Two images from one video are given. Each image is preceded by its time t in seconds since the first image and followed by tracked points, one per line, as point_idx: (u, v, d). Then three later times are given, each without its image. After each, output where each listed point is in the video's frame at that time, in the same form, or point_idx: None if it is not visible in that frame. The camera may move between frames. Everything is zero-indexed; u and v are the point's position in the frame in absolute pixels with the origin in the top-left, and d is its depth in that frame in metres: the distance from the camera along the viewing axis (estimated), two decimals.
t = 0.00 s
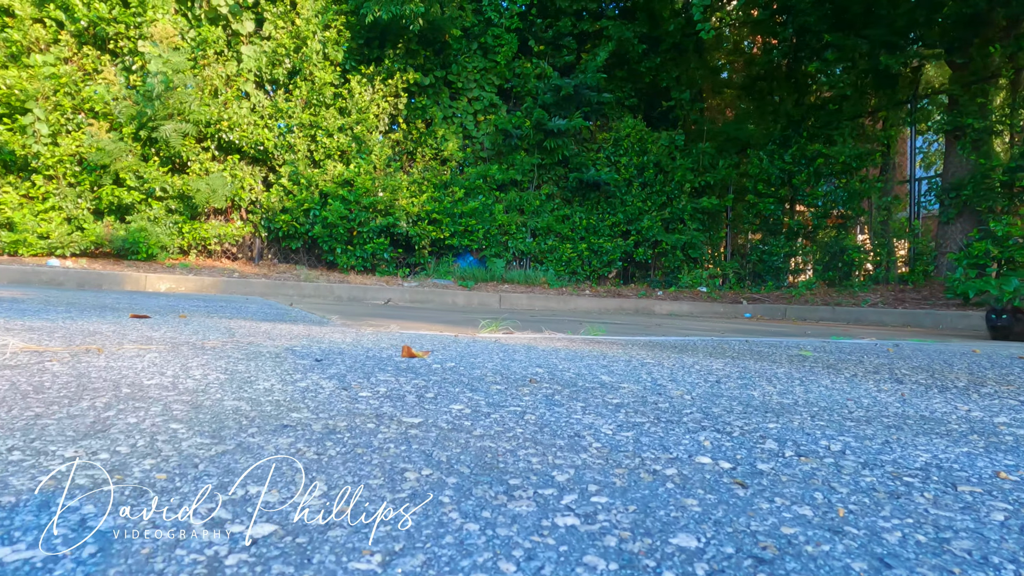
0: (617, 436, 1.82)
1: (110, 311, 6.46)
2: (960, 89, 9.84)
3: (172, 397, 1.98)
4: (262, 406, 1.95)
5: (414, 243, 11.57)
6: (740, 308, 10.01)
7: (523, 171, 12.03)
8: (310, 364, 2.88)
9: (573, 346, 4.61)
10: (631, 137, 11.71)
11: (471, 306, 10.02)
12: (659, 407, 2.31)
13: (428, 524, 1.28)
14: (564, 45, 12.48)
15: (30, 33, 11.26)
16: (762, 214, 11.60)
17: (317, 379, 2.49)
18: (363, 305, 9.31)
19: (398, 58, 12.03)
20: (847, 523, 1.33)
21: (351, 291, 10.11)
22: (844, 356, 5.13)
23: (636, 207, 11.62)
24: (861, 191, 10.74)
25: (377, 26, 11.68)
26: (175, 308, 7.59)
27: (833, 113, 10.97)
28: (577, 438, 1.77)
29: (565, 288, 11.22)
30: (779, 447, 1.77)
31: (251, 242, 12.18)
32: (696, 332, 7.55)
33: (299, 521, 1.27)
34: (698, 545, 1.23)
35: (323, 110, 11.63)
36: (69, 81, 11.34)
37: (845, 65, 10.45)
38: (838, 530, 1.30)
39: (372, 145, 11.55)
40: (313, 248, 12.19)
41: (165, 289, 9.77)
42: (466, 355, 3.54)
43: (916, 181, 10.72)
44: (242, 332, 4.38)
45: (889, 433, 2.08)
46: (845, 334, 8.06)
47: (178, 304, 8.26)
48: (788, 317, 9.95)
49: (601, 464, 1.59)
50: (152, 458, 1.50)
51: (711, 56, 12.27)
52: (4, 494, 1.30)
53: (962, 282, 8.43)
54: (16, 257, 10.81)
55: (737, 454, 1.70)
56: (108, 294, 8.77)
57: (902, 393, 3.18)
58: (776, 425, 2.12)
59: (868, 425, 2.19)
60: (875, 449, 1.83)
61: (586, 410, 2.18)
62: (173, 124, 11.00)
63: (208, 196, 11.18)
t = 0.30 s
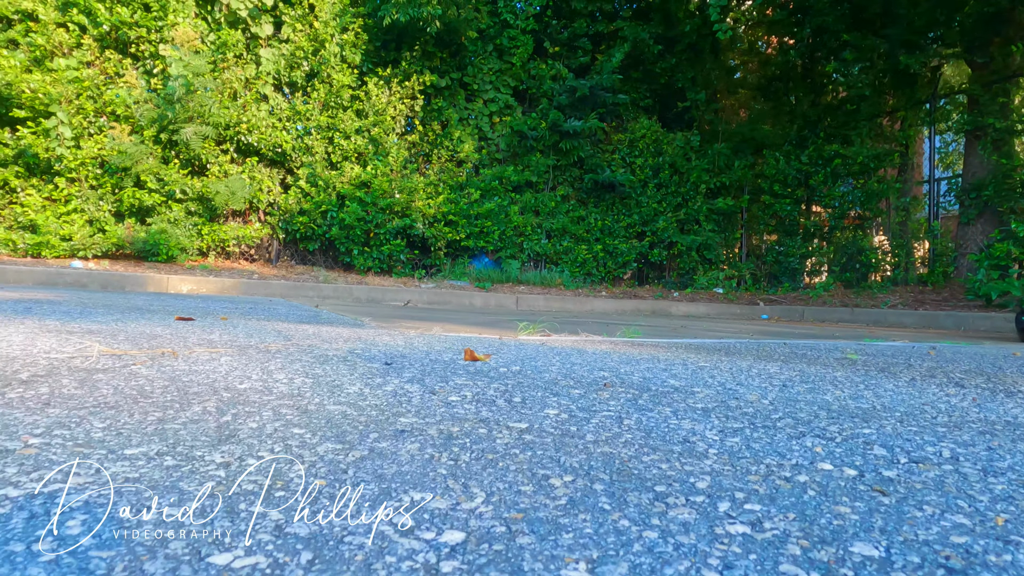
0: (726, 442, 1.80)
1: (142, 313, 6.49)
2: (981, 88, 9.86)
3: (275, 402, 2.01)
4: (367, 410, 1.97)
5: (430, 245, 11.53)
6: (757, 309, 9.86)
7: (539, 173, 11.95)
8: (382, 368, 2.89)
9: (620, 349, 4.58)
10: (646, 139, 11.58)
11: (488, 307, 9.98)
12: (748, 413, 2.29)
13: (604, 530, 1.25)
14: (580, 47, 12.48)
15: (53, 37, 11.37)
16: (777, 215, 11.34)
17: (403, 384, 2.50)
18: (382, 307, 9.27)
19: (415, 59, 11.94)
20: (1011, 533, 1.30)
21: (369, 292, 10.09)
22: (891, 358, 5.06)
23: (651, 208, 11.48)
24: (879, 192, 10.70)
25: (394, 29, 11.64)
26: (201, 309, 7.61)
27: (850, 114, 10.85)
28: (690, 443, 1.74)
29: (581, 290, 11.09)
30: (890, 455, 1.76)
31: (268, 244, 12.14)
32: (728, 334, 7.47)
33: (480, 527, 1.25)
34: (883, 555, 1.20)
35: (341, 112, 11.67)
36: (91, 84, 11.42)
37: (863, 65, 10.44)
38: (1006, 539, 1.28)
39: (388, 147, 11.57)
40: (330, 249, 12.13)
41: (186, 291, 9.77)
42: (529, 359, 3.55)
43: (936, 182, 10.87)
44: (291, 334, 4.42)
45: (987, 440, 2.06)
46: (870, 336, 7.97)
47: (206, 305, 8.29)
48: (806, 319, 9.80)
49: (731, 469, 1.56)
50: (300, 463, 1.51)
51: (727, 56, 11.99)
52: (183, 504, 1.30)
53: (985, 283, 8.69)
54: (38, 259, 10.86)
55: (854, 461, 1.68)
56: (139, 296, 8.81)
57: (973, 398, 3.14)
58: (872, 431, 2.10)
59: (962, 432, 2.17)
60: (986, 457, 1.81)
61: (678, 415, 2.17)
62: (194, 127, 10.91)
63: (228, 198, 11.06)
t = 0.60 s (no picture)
0: (813, 444, 1.79)
1: (172, 314, 6.53)
2: (1004, 87, 9.69)
3: (356, 403, 2.03)
4: (449, 412, 1.98)
5: (446, 246, 11.55)
6: (775, 311, 9.78)
7: (554, 174, 11.94)
8: (443, 370, 2.89)
9: (659, 351, 4.56)
10: (663, 138, 11.61)
11: (506, 308, 9.96)
12: (819, 415, 2.28)
13: (744, 533, 1.26)
14: (595, 47, 12.36)
15: (77, 42, 11.49)
16: (796, 216, 11.30)
17: (478, 386, 2.52)
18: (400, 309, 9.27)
19: (432, 61, 11.99)
20: None
21: (387, 293, 10.11)
22: (934, 360, 5.00)
23: (667, 208, 11.42)
24: (898, 192, 10.62)
25: (411, 31, 11.82)
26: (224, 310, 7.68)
27: (868, 113, 10.91)
28: (782, 446, 1.74)
29: (598, 291, 11.04)
30: (981, 458, 1.75)
31: (287, 245, 12.18)
32: (751, 335, 7.44)
33: (624, 530, 1.25)
34: None
35: (358, 115, 11.77)
36: (114, 88, 11.44)
37: (883, 64, 10.57)
38: None
39: (405, 148, 11.65)
40: (347, 250, 12.10)
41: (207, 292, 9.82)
42: (580, 360, 3.55)
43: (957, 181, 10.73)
44: (333, 335, 4.45)
45: None
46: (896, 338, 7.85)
47: (232, 306, 8.37)
48: (825, 320, 9.69)
49: (836, 473, 1.56)
50: (417, 465, 1.52)
51: (742, 55, 11.85)
52: (331, 506, 1.32)
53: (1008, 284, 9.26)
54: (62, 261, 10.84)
55: (950, 464, 1.68)
56: (168, 297, 8.92)
57: None
58: (952, 434, 2.08)
59: None
60: None
61: (753, 417, 2.17)
62: (215, 130, 11.19)
63: (246, 200, 11.22)
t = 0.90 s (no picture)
0: (910, 448, 1.81)
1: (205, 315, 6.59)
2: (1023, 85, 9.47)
3: (446, 406, 2.06)
4: (540, 416, 2.00)
5: (463, 247, 11.58)
6: (793, 311, 9.72)
7: (571, 175, 11.86)
8: (508, 372, 2.91)
9: (699, 353, 4.55)
10: (679, 139, 11.55)
11: (524, 310, 9.93)
12: (897, 419, 2.29)
13: (896, 538, 1.28)
14: (611, 48, 12.38)
15: (101, 46, 11.48)
16: (814, 216, 11.27)
17: (569, 389, 2.56)
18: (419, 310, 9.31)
19: (447, 63, 12.07)
20: None
21: (406, 294, 10.15)
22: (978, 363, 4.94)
23: (683, 209, 11.39)
24: (918, 191, 10.52)
25: (428, 33, 11.84)
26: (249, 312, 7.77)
27: (887, 113, 10.86)
28: (881, 450, 1.77)
29: (615, 292, 11.06)
30: None
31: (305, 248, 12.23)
32: (775, 336, 7.47)
33: (779, 534, 1.28)
34: None
35: (376, 116, 11.74)
36: (137, 92, 11.45)
37: (902, 63, 10.38)
38: None
39: (422, 150, 11.65)
40: (366, 252, 12.12)
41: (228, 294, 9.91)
42: (632, 362, 3.54)
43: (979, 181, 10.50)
44: (377, 337, 4.47)
45: None
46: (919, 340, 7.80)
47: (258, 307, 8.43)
48: (844, 321, 9.62)
49: (950, 477, 1.59)
50: (543, 469, 1.55)
51: (758, 55, 11.84)
52: (488, 509, 1.34)
53: None
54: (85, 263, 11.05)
55: None
56: (195, 299, 8.98)
57: None
58: None
59: None
60: None
61: (832, 421, 2.18)
62: (235, 132, 11.05)
63: (267, 203, 11.16)
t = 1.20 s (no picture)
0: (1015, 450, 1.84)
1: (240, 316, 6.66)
2: None
3: (547, 407, 2.06)
4: (640, 417, 2.01)
5: (477, 248, 11.57)
6: (808, 312, 9.69)
7: (585, 175, 11.80)
8: (579, 374, 2.92)
9: (741, 354, 4.54)
10: (692, 139, 11.48)
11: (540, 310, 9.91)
12: (982, 420, 2.29)
13: None
14: (624, 49, 12.30)
15: (120, 49, 11.41)
16: (828, 215, 11.18)
17: (652, 392, 2.57)
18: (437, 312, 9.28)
19: (463, 65, 12.09)
20: None
21: (423, 295, 10.17)
22: None
23: (697, 209, 11.39)
24: (934, 191, 10.41)
25: (442, 34, 11.89)
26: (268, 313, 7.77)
27: (902, 112, 10.76)
28: (992, 452, 1.79)
29: (630, 293, 11.06)
30: None
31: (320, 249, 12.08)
32: (801, 338, 7.52)
33: (958, 536, 1.30)
34: None
35: (391, 118, 11.78)
36: (155, 94, 11.40)
37: (919, 62, 10.25)
38: None
39: (437, 152, 11.64)
40: (382, 253, 12.05)
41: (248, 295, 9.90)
42: (690, 364, 3.55)
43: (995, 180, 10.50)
44: (421, 339, 4.49)
45: None
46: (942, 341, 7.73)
47: (284, 308, 8.45)
48: (859, 321, 9.59)
49: None
50: (687, 470, 1.56)
51: (770, 55, 11.73)
52: (665, 511, 1.36)
53: None
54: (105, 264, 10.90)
55: None
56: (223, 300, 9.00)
57: None
58: None
59: None
60: None
61: (920, 422, 2.19)
62: (253, 134, 11.01)
63: (283, 204, 11.15)
